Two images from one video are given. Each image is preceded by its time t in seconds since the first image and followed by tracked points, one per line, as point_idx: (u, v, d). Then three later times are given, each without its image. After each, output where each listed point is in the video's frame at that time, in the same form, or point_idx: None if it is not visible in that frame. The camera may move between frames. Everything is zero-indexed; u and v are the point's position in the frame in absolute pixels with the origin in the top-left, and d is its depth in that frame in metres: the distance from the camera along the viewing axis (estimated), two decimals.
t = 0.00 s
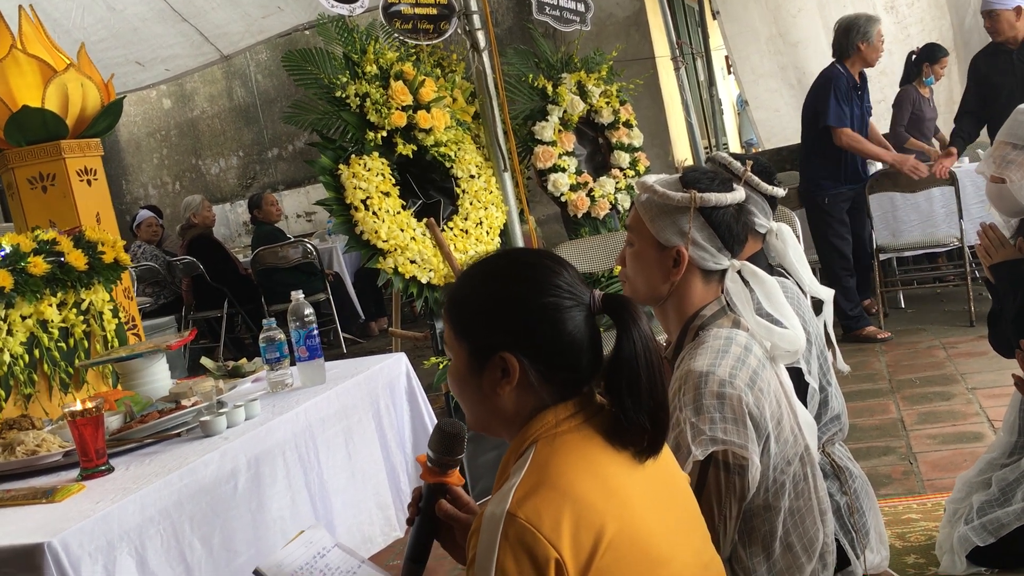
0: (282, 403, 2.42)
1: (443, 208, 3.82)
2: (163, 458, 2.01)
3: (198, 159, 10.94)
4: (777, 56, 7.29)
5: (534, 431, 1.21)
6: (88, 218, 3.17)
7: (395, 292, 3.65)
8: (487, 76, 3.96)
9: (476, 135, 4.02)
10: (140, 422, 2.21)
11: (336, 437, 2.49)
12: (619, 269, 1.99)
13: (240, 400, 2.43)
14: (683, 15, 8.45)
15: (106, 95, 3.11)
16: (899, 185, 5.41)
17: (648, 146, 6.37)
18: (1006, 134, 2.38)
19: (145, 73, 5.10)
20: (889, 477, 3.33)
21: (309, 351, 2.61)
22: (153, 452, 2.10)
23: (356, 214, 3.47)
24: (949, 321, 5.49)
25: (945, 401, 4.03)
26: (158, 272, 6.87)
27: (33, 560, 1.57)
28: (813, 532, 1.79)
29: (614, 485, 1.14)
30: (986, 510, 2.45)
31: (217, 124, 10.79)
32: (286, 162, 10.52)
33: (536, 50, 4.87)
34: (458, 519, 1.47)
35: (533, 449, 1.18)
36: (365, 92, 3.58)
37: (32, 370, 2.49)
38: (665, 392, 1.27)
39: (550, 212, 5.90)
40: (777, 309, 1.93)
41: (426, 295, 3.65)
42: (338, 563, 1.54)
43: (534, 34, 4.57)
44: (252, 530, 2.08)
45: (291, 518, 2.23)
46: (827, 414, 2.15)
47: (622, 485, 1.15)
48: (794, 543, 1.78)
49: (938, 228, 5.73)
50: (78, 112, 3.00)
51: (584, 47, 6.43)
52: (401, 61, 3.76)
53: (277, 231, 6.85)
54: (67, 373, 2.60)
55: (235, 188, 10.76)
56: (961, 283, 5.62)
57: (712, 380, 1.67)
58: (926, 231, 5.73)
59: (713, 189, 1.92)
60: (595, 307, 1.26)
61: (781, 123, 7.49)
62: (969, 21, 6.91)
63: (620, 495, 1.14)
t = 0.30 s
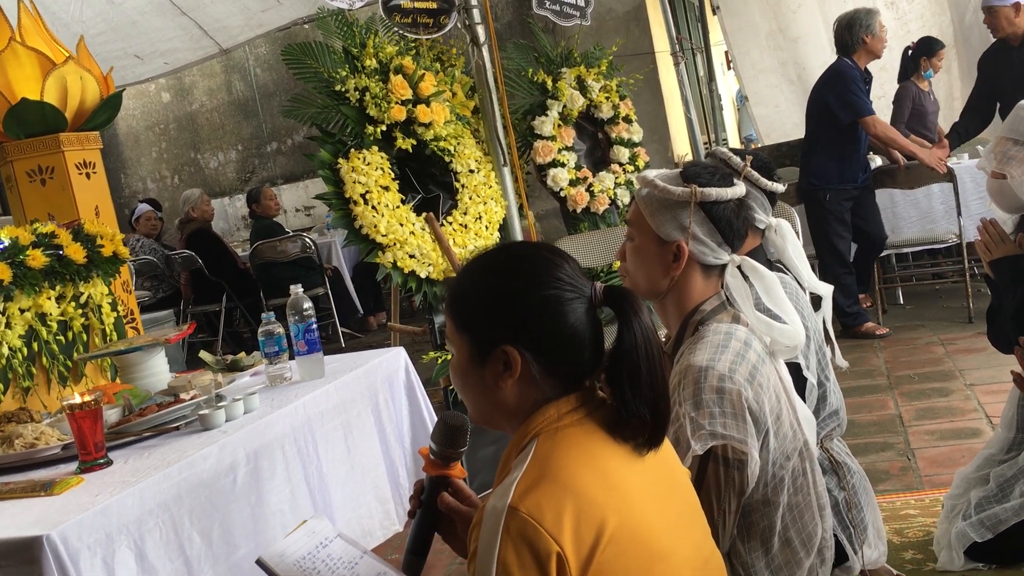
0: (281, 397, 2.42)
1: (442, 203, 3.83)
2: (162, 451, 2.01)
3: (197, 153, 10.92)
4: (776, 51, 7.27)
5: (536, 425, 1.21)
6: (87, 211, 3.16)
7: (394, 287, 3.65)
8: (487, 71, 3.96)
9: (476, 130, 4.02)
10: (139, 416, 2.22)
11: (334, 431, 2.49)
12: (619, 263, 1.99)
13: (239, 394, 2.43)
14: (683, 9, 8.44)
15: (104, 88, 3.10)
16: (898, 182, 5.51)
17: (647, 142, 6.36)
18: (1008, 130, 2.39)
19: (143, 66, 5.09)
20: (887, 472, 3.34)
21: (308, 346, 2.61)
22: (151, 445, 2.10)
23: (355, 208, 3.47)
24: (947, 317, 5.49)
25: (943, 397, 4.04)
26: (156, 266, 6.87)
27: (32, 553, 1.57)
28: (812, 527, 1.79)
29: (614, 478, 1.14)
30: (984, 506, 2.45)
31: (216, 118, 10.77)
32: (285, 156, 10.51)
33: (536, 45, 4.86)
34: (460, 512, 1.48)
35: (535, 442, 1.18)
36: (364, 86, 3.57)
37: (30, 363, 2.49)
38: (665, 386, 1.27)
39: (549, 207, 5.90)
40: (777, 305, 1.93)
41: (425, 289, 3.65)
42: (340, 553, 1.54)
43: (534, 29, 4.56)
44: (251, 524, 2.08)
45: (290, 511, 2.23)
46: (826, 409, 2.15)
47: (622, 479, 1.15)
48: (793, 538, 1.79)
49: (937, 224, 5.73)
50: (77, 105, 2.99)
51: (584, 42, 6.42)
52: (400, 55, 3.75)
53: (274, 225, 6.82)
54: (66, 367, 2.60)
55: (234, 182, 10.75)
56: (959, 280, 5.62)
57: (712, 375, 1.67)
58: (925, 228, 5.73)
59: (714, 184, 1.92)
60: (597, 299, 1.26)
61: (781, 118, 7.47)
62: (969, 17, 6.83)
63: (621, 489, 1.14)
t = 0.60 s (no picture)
0: (280, 394, 2.42)
1: (441, 200, 3.82)
2: (161, 448, 2.02)
3: (196, 150, 10.91)
4: (776, 49, 7.27)
5: (537, 422, 1.21)
6: (86, 208, 3.16)
7: (393, 284, 3.64)
8: (486, 68, 3.96)
9: (475, 127, 4.02)
10: (138, 413, 2.22)
11: (334, 428, 2.49)
12: (620, 260, 1.98)
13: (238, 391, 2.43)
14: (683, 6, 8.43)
15: (103, 84, 3.09)
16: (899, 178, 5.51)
17: (647, 139, 6.36)
18: (1008, 127, 2.39)
19: (143, 63, 5.08)
20: (885, 470, 3.34)
21: (306, 343, 2.61)
22: (151, 442, 2.10)
23: (354, 205, 3.47)
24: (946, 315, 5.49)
25: (942, 395, 4.04)
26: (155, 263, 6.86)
27: (30, 550, 1.57)
28: (810, 525, 1.79)
29: (615, 475, 1.14)
30: (983, 503, 2.46)
31: (216, 115, 10.76)
32: (284, 153, 10.51)
33: (535, 42, 4.85)
34: (461, 508, 1.48)
35: (536, 439, 1.18)
36: (364, 83, 3.57)
37: (29, 360, 2.49)
38: (666, 383, 1.27)
39: (549, 204, 5.90)
40: (778, 303, 1.93)
41: (424, 286, 3.64)
42: (343, 547, 1.54)
43: (534, 25, 4.55)
44: (250, 521, 2.08)
45: (290, 508, 2.23)
46: (824, 407, 2.15)
47: (623, 476, 1.15)
48: (792, 535, 1.79)
49: (936, 222, 5.74)
50: (76, 101, 2.99)
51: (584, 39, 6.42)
52: (400, 53, 3.75)
53: (273, 222, 6.81)
54: (65, 364, 2.59)
55: (233, 179, 10.74)
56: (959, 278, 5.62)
57: (711, 372, 1.67)
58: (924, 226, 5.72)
59: (715, 181, 1.92)
60: (598, 295, 1.26)
61: (781, 116, 7.40)
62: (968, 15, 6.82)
63: (622, 486, 1.14)
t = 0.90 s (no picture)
0: (280, 393, 2.42)
1: (441, 199, 3.82)
2: (162, 448, 2.02)
3: (196, 150, 10.91)
4: (776, 48, 7.27)
5: (540, 422, 1.21)
6: (86, 207, 3.16)
7: (393, 284, 3.64)
8: (487, 67, 3.96)
9: (475, 126, 4.02)
10: (138, 412, 2.22)
11: (334, 428, 2.49)
12: (623, 259, 1.98)
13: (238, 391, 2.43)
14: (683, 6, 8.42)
15: (103, 84, 3.09)
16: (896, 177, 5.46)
17: (647, 139, 6.36)
18: (1008, 127, 2.38)
19: (143, 63, 5.07)
20: (885, 470, 3.34)
21: (307, 343, 2.61)
22: (151, 442, 2.10)
23: (354, 205, 3.47)
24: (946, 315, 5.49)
25: (942, 395, 4.04)
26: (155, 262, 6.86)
27: (30, 549, 1.57)
28: (811, 525, 1.79)
29: (618, 474, 1.14)
30: (983, 503, 2.46)
31: (216, 114, 10.76)
32: (284, 153, 10.51)
33: (535, 41, 4.85)
34: (463, 507, 1.48)
35: (538, 439, 1.18)
36: (364, 83, 3.57)
37: (29, 359, 2.49)
38: (667, 381, 1.27)
39: (549, 204, 5.91)
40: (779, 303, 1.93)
41: (424, 286, 3.64)
42: (344, 546, 1.54)
43: (534, 25, 4.55)
44: (250, 521, 2.08)
45: (290, 508, 2.23)
46: (824, 406, 2.15)
47: (625, 475, 1.15)
48: (793, 535, 1.79)
49: (936, 222, 5.74)
50: (75, 101, 2.99)
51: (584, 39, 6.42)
52: (400, 52, 3.75)
53: (273, 222, 6.81)
54: (65, 363, 2.60)
55: (233, 178, 10.74)
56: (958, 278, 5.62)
57: (713, 372, 1.67)
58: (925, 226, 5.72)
59: (718, 180, 1.91)
60: (600, 294, 1.26)
61: (780, 116, 7.40)
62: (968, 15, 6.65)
63: (624, 485, 1.14)
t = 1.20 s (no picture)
0: (281, 394, 2.42)
1: (442, 201, 3.83)
2: (162, 449, 2.02)
3: (197, 150, 10.92)
4: (777, 50, 7.26)
5: (541, 424, 1.21)
6: (87, 208, 3.17)
7: (394, 285, 3.65)
8: (487, 69, 3.96)
9: (476, 128, 4.02)
10: (139, 413, 2.22)
11: (335, 429, 2.49)
12: (625, 261, 1.99)
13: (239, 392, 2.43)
14: (684, 8, 8.43)
15: (105, 85, 3.10)
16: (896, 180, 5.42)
17: (648, 140, 6.37)
18: (1008, 130, 2.38)
19: (144, 64, 5.07)
20: (886, 472, 3.34)
21: (308, 344, 2.61)
22: (152, 443, 2.10)
23: (355, 206, 3.47)
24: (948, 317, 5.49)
25: (942, 397, 4.04)
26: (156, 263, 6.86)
27: (31, 550, 1.57)
28: (813, 528, 1.79)
29: (619, 477, 1.14)
30: (983, 506, 2.46)
31: (217, 115, 10.77)
32: (285, 154, 10.51)
33: (536, 43, 4.85)
34: (464, 508, 1.48)
35: (539, 442, 1.18)
36: (365, 84, 3.57)
37: (30, 360, 2.49)
38: (669, 384, 1.28)
39: (549, 206, 5.91)
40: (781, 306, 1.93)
41: (425, 287, 3.65)
42: (345, 548, 1.54)
43: (535, 27, 4.56)
44: (251, 522, 2.08)
45: (290, 509, 2.23)
46: (825, 409, 2.15)
47: (627, 478, 1.15)
48: (794, 538, 1.79)
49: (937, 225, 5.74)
50: (77, 103, 2.99)
51: (585, 40, 6.43)
52: (401, 53, 3.75)
53: (274, 223, 6.82)
54: (66, 364, 2.60)
55: (234, 179, 10.75)
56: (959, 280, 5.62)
57: (715, 374, 1.67)
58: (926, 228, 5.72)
59: (721, 182, 1.92)
60: (601, 296, 1.26)
61: (781, 118, 7.41)
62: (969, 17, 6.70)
63: (626, 488, 1.14)
